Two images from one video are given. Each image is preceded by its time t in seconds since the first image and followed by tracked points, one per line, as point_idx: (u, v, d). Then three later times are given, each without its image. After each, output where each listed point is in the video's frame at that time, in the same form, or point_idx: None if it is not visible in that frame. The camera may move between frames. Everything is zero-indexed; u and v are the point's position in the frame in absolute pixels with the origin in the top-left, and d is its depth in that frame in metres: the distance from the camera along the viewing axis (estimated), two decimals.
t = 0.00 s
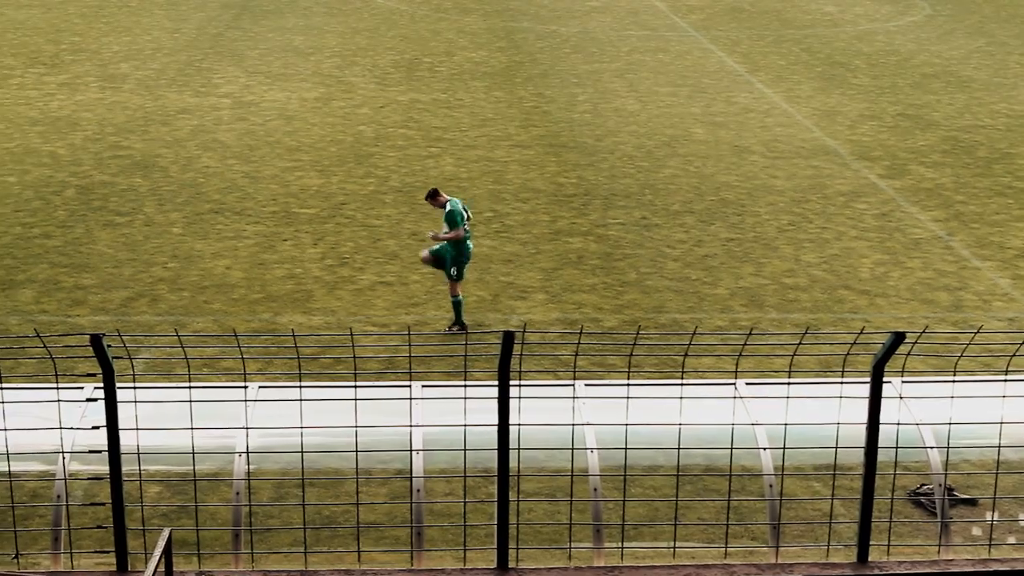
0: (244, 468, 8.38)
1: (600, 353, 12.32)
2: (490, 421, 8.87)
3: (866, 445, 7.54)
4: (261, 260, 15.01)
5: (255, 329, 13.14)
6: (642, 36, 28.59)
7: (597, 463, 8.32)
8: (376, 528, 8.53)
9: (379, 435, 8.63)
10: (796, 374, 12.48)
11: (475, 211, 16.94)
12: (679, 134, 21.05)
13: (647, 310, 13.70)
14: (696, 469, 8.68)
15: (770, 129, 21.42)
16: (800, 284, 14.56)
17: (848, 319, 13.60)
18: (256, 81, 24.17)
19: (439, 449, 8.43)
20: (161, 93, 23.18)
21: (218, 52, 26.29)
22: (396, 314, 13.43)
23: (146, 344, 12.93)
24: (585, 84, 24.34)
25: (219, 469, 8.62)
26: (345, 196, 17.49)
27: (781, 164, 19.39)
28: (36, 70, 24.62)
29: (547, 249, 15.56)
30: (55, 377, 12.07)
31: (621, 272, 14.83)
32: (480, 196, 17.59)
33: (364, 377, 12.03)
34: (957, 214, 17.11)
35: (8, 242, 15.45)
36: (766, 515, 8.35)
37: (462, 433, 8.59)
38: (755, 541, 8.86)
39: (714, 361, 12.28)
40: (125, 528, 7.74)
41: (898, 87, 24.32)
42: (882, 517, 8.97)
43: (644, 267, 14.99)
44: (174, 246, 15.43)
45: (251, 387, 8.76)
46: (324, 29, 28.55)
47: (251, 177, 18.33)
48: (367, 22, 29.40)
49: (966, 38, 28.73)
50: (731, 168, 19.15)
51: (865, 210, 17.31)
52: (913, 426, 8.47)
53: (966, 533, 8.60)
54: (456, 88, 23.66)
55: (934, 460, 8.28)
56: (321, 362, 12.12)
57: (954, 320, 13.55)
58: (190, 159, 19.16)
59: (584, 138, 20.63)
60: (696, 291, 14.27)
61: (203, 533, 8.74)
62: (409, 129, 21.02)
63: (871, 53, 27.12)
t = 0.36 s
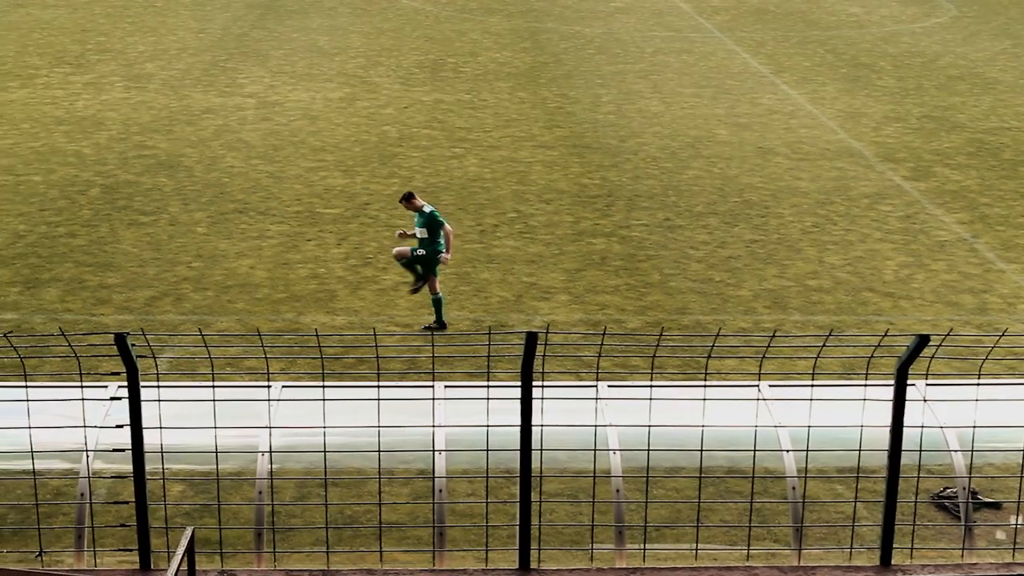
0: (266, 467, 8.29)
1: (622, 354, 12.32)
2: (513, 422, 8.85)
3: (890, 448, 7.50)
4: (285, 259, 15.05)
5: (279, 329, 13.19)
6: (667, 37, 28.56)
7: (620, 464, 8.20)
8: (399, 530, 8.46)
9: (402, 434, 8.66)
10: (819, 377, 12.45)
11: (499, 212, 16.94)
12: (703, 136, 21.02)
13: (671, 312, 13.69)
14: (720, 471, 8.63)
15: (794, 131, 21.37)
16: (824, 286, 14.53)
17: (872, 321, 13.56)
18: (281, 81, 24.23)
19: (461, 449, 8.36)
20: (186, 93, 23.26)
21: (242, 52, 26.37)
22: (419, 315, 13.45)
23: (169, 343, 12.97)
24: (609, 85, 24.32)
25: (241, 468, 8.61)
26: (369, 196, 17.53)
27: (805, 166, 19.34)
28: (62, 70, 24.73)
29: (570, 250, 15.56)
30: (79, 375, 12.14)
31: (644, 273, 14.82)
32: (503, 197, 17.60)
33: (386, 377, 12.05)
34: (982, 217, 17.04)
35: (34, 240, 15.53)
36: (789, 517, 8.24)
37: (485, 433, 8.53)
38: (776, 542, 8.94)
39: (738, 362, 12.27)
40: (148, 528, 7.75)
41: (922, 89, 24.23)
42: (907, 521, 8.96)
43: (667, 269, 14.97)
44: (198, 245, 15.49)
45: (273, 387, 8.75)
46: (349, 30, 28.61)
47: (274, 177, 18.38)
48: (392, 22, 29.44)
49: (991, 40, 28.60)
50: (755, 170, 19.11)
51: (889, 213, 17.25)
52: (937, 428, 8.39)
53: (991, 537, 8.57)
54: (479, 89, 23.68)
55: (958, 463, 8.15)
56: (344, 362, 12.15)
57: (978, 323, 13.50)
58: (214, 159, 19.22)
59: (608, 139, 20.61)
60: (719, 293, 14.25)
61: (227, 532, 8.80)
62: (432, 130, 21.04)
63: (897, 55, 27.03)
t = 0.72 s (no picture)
0: (279, 467, 8.25)
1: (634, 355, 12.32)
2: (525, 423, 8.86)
3: (902, 450, 7.48)
4: (298, 259, 15.08)
5: (292, 329, 13.21)
6: (680, 38, 28.55)
7: (632, 465, 8.20)
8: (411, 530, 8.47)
9: (413, 435, 8.62)
10: (831, 377, 12.45)
11: (511, 212, 16.94)
12: (716, 136, 21.00)
13: (683, 312, 13.68)
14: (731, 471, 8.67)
15: (808, 131, 21.34)
16: (837, 287, 14.51)
17: (885, 323, 13.54)
18: (294, 81, 24.26)
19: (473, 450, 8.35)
20: (200, 93, 23.30)
21: (256, 52, 26.40)
22: (431, 315, 13.46)
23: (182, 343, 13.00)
24: (622, 85, 24.31)
25: (254, 468, 8.63)
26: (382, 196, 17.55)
27: (818, 167, 19.31)
28: (76, 70, 24.78)
29: (583, 250, 15.56)
30: (93, 374, 12.18)
31: (657, 274, 14.81)
32: (516, 197, 17.61)
33: (398, 377, 12.07)
34: (996, 218, 17.00)
35: (48, 240, 15.57)
36: (802, 519, 8.21)
37: (496, 434, 8.53)
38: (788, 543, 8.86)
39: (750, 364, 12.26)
40: (161, 528, 7.78)
41: (937, 90, 24.18)
42: (919, 522, 8.94)
43: (680, 269, 14.97)
44: (212, 245, 15.52)
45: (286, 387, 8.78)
46: (362, 30, 28.63)
47: (288, 176, 18.41)
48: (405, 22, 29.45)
49: (1006, 41, 28.52)
50: (769, 170, 19.09)
51: (903, 214, 17.22)
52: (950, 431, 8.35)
53: (1005, 539, 8.49)
54: (493, 89, 23.69)
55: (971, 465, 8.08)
56: (356, 362, 12.17)
57: (991, 324, 13.47)
58: (228, 159, 19.25)
59: (621, 140, 20.60)
60: (732, 294, 14.24)
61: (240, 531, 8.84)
62: (445, 130, 21.05)
63: (911, 56, 26.97)
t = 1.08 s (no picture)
0: (288, 467, 8.24)
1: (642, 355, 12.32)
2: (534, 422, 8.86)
3: (913, 451, 7.46)
4: (307, 259, 15.09)
5: (301, 329, 13.23)
6: (690, 38, 28.53)
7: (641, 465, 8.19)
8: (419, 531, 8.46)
9: (421, 435, 8.60)
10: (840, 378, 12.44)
11: (521, 213, 16.95)
12: (726, 137, 20.98)
13: (692, 312, 13.68)
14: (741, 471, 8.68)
15: (818, 132, 21.31)
16: (847, 288, 14.50)
17: (895, 324, 13.53)
18: (304, 81, 24.29)
19: (483, 449, 8.35)
20: (210, 93, 23.31)
21: (266, 52, 26.42)
22: (440, 315, 13.47)
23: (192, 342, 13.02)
24: (632, 86, 24.30)
25: (264, 467, 8.65)
26: (391, 196, 17.56)
27: (828, 168, 19.29)
28: (86, 69, 24.82)
29: (592, 251, 15.56)
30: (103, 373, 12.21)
31: (667, 274, 14.81)
32: (526, 197, 17.61)
33: (407, 377, 12.08)
34: (1007, 219, 16.98)
35: (59, 240, 15.59)
36: (811, 520, 8.18)
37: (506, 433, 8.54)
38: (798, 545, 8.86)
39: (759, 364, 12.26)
40: (171, 527, 7.78)
41: (947, 90, 24.16)
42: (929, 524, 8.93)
43: (690, 270, 14.96)
44: (221, 245, 15.54)
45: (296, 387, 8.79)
46: (372, 30, 28.65)
47: (297, 176, 18.43)
48: (415, 22, 29.45)
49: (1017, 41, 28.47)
50: (779, 171, 19.08)
51: (913, 214, 17.20)
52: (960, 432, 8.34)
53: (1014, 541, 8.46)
54: (502, 89, 23.68)
55: (981, 467, 8.06)
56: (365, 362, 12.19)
57: (1001, 325, 13.45)
58: (238, 159, 19.27)
59: (630, 140, 20.59)
60: (742, 294, 14.23)
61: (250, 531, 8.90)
62: (455, 130, 21.07)
63: (921, 57, 26.94)
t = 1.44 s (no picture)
0: (294, 466, 8.21)
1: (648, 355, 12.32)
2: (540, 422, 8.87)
3: (918, 451, 7.44)
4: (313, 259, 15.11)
5: (307, 329, 13.23)
6: (697, 38, 28.53)
7: (647, 465, 8.18)
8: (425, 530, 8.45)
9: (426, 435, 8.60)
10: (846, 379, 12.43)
11: (527, 213, 16.95)
12: (732, 137, 20.97)
13: (698, 313, 13.68)
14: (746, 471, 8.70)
15: (825, 132, 21.30)
16: (853, 288, 14.49)
17: (901, 324, 13.52)
18: (310, 81, 24.30)
19: (488, 449, 8.35)
20: (216, 93, 23.33)
21: (272, 52, 26.45)
22: (447, 315, 13.48)
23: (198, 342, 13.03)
24: (638, 86, 24.30)
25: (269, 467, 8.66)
26: (397, 196, 17.57)
27: (834, 168, 19.27)
28: (93, 69, 24.85)
29: (598, 251, 15.56)
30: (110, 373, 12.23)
31: (673, 274, 14.80)
32: (532, 197, 17.62)
33: (413, 377, 12.09)
34: (1013, 219, 16.96)
35: (66, 239, 15.61)
36: (816, 520, 8.18)
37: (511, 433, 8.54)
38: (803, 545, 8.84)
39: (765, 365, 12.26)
40: (176, 525, 7.76)
41: (954, 91, 24.13)
42: (934, 524, 8.90)
43: (696, 270, 14.96)
44: (228, 245, 15.55)
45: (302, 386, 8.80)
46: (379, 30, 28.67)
47: (304, 176, 18.44)
48: (422, 23, 29.47)
49: None
50: (785, 171, 19.07)
51: (920, 215, 17.18)
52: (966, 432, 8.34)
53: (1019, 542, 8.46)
54: (509, 90, 23.69)
55: (987, 468, 8.07)
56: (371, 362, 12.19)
57: (1008, 326, 13.43)
58: (244, 159, 19.29)
59: (637, 141, 20.59)
60: (748, 295, 14.23)
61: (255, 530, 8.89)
62: (461, 130, 21.07)
63: (928, 57, 26.92)
